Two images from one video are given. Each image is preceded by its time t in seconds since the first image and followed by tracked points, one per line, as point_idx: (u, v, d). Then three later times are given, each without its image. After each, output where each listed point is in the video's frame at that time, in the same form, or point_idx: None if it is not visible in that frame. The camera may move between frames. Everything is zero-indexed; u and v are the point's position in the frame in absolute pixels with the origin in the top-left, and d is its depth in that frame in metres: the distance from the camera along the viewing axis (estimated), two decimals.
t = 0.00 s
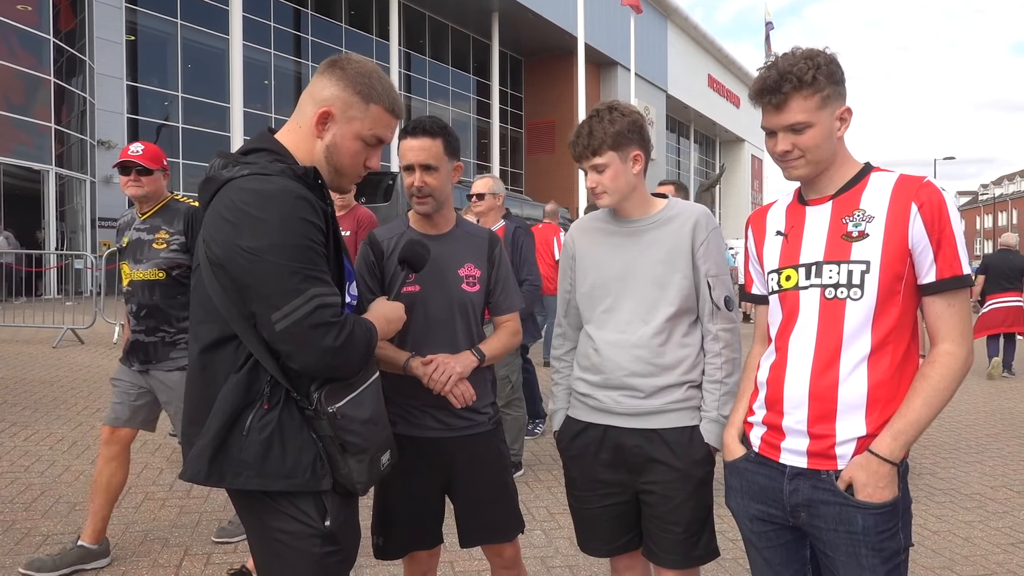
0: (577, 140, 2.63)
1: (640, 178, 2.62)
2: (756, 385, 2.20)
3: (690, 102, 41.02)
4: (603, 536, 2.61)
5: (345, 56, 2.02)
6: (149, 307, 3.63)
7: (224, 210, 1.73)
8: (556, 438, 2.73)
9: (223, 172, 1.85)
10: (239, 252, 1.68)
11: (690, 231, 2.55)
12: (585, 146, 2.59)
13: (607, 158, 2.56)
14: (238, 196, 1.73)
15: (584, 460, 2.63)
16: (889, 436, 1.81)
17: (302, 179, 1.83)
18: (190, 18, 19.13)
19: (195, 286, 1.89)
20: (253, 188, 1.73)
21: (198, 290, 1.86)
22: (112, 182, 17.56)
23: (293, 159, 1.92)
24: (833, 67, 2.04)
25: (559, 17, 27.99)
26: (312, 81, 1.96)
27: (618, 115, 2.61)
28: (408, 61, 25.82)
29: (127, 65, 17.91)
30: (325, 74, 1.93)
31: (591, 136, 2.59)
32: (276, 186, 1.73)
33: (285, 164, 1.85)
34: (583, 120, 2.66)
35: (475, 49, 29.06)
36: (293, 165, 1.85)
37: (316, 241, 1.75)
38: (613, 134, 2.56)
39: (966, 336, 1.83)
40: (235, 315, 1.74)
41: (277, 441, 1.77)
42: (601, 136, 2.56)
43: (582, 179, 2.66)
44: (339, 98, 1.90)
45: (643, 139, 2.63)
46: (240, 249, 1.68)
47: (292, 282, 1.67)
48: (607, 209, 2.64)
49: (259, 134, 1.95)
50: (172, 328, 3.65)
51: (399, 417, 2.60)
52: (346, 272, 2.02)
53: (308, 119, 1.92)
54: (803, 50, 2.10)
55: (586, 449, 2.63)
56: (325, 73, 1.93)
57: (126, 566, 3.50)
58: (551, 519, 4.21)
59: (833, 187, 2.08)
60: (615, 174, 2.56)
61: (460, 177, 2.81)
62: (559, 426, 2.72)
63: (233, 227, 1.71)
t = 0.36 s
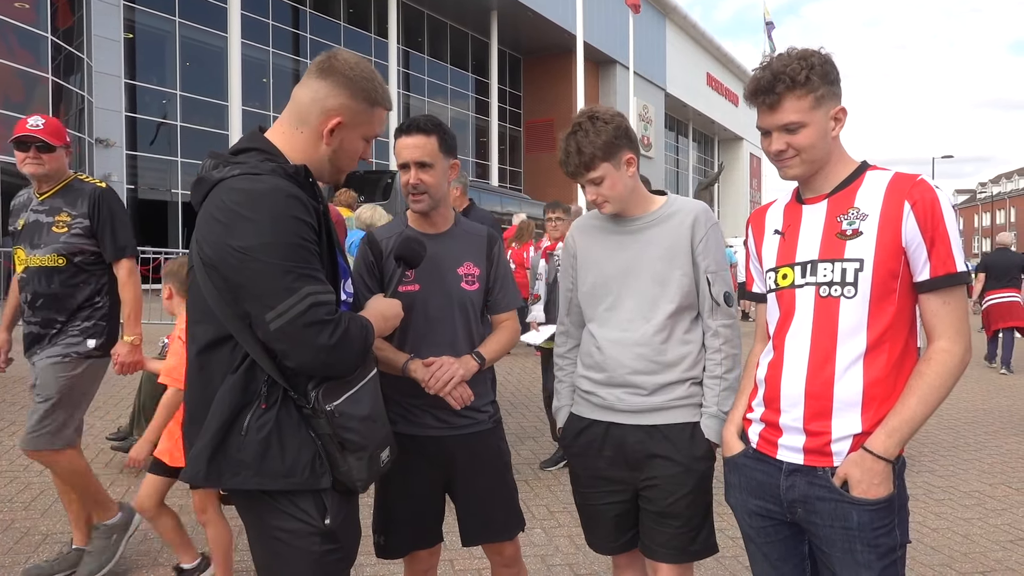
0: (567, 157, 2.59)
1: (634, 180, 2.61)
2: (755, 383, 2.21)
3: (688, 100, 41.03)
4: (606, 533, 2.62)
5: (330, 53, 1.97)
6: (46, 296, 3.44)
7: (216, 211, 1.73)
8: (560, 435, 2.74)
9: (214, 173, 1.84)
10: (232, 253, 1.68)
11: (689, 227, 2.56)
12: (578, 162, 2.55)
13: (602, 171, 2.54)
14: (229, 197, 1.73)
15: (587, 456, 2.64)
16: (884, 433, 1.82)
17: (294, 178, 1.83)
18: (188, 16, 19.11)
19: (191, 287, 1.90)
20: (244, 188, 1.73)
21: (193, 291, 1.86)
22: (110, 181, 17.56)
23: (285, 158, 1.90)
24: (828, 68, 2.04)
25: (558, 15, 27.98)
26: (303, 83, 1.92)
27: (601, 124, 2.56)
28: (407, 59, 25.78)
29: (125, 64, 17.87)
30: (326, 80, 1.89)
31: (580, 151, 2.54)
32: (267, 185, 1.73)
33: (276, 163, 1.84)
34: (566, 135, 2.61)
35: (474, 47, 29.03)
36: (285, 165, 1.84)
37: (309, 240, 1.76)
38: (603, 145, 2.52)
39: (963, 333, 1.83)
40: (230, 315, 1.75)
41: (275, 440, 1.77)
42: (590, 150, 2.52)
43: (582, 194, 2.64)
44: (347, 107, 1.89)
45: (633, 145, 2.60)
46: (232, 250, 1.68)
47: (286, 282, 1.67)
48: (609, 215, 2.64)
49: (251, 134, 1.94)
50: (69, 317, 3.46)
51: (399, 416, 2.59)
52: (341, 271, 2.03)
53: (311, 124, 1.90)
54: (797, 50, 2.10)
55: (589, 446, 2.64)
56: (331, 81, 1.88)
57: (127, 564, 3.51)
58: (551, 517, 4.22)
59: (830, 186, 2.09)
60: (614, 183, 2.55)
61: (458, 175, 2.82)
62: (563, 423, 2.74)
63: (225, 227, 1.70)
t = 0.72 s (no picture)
0: (603, 133, 2.64)
1: (665, 176, 2.60)
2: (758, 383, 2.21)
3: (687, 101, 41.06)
4: (603, 533, 2.61)
5: (317, 46, 1.97)
6: None
7: (211, 212, 1.73)
8: (569, 428, 2.74)
9: (209, 173, 1.83)
10: (227, 254, 1.68)
11: (716, 229, 2.55)
12: (611, 141, 2.60)
13: (632, 155, 2.56)
14: (224, 198, 1.72)
15: (592, 454, 2.64)
16: (886, 434, 1.82)
17: (288, 177, 1.82)
18: (187, 15, 19.11)
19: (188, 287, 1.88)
20: (239, 188, 1.72)
21: (190, 293, 1.85)
22: (109, 180, 17.61)
23: (281, 157, 1.89)
24: (819, 71, 2.02)
25: (558, 15, 28.00)
26: (294, 78, 1.91)
27: (647, 111, 2.59)
28: (406, 58, 25.77)
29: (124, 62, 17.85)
30: (318, 74, 1.88)
31: (617, 130, 2.59)
32: (262, 185, 1.72)
33: (271, 162, 1.83)
34: (612, 112, 2.66)
35: (473, 47, 29.03)
36: (279, 164, 1.83)
37: (305, 240, 1.74)
38: (640, 131, 2.54)
39: (964, 332, 1.83)
40: (227, 315, 1.74)
41: (275, 441, 1.77)
42: (626, 132, 2.56)
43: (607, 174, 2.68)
44: (342, 99, 1.89)
45: (671, 139, 2.59)
46: (228, 250, 1.68)
47: (282, 282, 1.67)
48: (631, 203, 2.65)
49: (246, 133, 1.93)
50: None
51: (399, 415, 2.59)
52: (339, 270, 2.02)
53: (306, 119, 1.89)
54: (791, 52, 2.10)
55: (596, 444, 2.63)
56: (323, 74, 1.88)
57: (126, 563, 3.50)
58: (550, 517, 4.22)
59: (830, 187, 2.08)
60: (638, 172, 2.57)
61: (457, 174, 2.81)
62: (572, 418, 2.73)
63: (220, 228, 1.70)
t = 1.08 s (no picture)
0: (623, 125, 2.63)
1: (679, 176, 2.61)
2: (768, 386, 2.20)
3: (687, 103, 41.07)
4: (601, 536, 2.58)
5: (322, 45, 1.96)
6: None
7: (217, 213, 1.71)
8: (565, 431, 2.72)
9: (213, 173, 1.82)
10: (232, 256, 1.66)
11: (721, 234, 2.54)
12: (631, 133, 2.59)
13: (650, 149, 2.55)
14: (230, 198, 1.70)
15: (590, 457, 2.60)
16: (897, 439, 1.82)
17: (296, 179, 1.79)
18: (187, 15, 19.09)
19: (190, 287, 1.86)
20: (246, 189, 1.70)
21: (192, 293, 1.83)
22: (109, 179, 17.46)
23: (288, 160, 1.87)
24: (832, 73, 2.01)
25: (558, 17, 28.00)
26: (300, 78, 1.90)
27: (671, 108, 2.59)
28: (407, 59, 25.76)
29: (125, 62, 17.84)
30: (324, 73, 1.88)
31: (639, 123, 2.58)
32: (268, 187, 1.70)
33: (277, 164, 1.81)
34: (636, 106, 2.65)
35: (474, 48, 29.01)
36: (286, 166, 1.81)
37: (311, 242, 1.73)
38: (663, 126, 2.54)
39: (976, 337, 1.83)
40: (231, 317, 1.72)
41: (278, 445, 1.75)
42: (649, 125, 2.55)
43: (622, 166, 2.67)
44: (349, 97, 1.89)
45: (690, 138, 2.61)
46: (233, 252, 1.66)
47: (288, 285, 1.65)
48: (641, 199, 2.63)
49: (251, 134, 1.91)
50: None
51: (401, 417, 2.58)
52: (342, 272, 2.02)
53: (313, 119, 1.88)
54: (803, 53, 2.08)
55: (595, 445, 2.60)
56: (329, 74, 1.88)
57: (126, 563, 3.49)
58: (550, 519, 4.20)
59: (843, 190, 2.07)
60: (655, 167, 2.55)
61: (460, 176, 2.79)
62: (568, 420, 2.72)
63: (225, 230, 1.68)
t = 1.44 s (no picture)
0: (607, 129, 2.61)
1: (663, 176, 2.61)
2: (774, 387, 2.20)
3: (685, 104, 41.10)
4: (604, 536, 2.56)
5: (322, 42, 1.95)
6: None
7: (226, 213, 1.70)
8: (558, 439, 2.67)
9: (221, 173, 1.81)
10: (242, 257, 1.65)
11: (708, 235, 2.51)
12: (615, 136, 2.57)
13: (634, 151, 2.54)
14: (239, 199, 1.69)
15: (586, 461, 2.58)
16: (903, 441, 1.81)
17: (305, 180, 1.78)
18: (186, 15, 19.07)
19: (197, 288, 1.85)
20: (255, 189, 1.69)
21: (200, 294, 1.83)
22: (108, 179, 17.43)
23: (296, 159, 1.86)
24: (844, 75, 2.00)
25: (556, 18, 28.02)
26: (303, 75, 1.89)
27: (651, 110, 2.59)
28: (405, 60, 25.74)
29: (123, 62, 17.78)
30: (328, 67, 1.87)
31: (622, 126, 2.57)
32: (278, 187, 1.69)
33: (286, 163, 1.80)
34: (616, 111, 2.65)
35: (472, 49, 29.01)
36: (295, 165, 1.80)
37: (321, 243, 1.72)
38: (645, 128, 2.54)
39: (985, 341, 1.82)
40: (240, 318, 1.71)
41: (286, 447, 1.74)
42: (632, 127, 2.55)
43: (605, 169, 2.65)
44: (354, 90, 1.88)
45: (672, 137, 2.61)
46: (243, 254, 1.65)
47: (298, 287, 1.64)
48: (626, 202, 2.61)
49: (256, 133, 1.89)
50: None
51: (406, 418, 2.58)
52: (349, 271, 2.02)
53: (318, 114, 1.87)
54: (816, 55, 2.08)
55: (590, 452, 2.57)
56: (333, 67, 1.87)
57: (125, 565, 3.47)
58: (551, 520, 4.18)
59: (852, 191, 2.07)
60: (639, 168, 2.54)
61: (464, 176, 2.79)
62: (560, 427, 2.67)
63: (234, 231, 1.67)
